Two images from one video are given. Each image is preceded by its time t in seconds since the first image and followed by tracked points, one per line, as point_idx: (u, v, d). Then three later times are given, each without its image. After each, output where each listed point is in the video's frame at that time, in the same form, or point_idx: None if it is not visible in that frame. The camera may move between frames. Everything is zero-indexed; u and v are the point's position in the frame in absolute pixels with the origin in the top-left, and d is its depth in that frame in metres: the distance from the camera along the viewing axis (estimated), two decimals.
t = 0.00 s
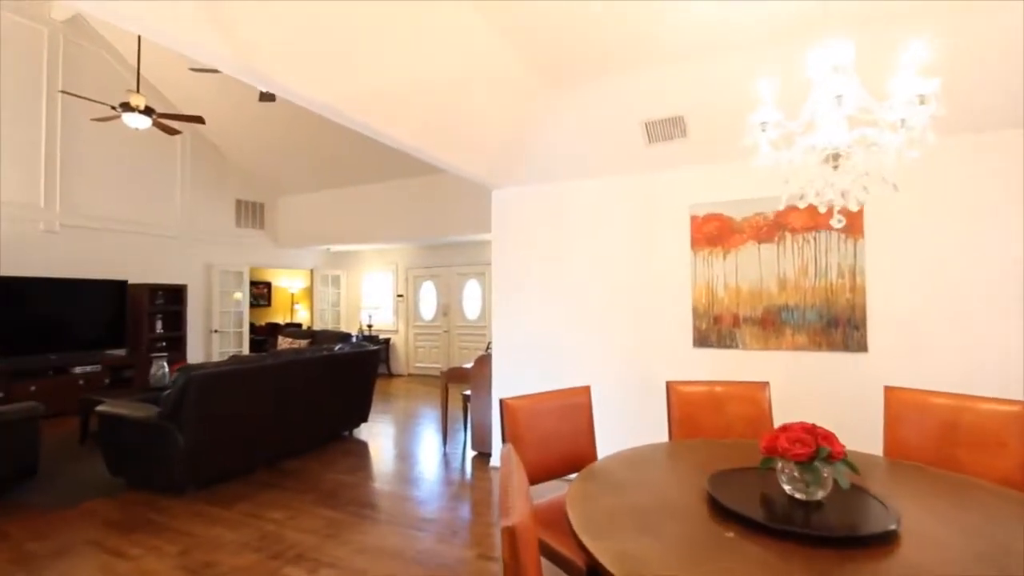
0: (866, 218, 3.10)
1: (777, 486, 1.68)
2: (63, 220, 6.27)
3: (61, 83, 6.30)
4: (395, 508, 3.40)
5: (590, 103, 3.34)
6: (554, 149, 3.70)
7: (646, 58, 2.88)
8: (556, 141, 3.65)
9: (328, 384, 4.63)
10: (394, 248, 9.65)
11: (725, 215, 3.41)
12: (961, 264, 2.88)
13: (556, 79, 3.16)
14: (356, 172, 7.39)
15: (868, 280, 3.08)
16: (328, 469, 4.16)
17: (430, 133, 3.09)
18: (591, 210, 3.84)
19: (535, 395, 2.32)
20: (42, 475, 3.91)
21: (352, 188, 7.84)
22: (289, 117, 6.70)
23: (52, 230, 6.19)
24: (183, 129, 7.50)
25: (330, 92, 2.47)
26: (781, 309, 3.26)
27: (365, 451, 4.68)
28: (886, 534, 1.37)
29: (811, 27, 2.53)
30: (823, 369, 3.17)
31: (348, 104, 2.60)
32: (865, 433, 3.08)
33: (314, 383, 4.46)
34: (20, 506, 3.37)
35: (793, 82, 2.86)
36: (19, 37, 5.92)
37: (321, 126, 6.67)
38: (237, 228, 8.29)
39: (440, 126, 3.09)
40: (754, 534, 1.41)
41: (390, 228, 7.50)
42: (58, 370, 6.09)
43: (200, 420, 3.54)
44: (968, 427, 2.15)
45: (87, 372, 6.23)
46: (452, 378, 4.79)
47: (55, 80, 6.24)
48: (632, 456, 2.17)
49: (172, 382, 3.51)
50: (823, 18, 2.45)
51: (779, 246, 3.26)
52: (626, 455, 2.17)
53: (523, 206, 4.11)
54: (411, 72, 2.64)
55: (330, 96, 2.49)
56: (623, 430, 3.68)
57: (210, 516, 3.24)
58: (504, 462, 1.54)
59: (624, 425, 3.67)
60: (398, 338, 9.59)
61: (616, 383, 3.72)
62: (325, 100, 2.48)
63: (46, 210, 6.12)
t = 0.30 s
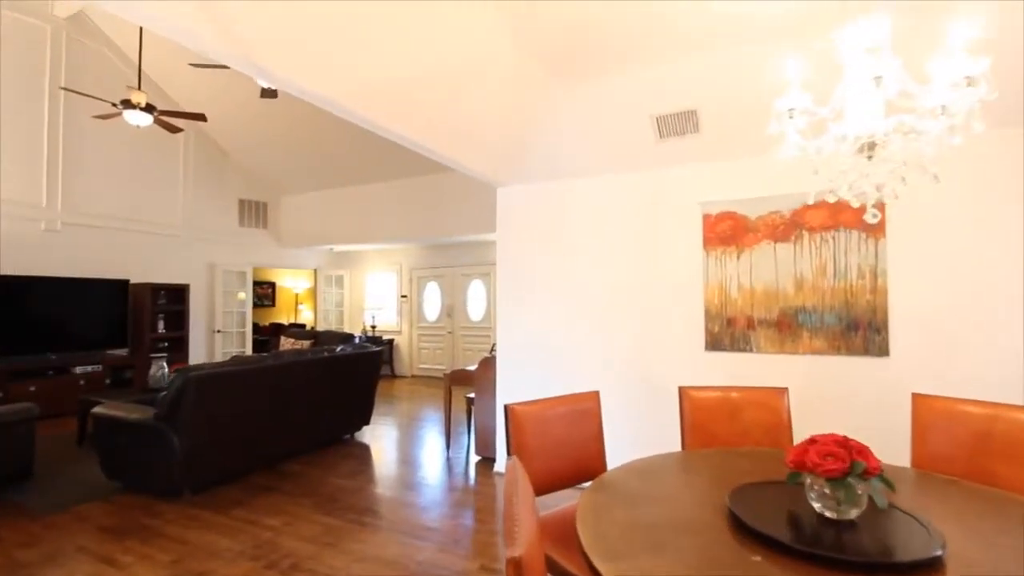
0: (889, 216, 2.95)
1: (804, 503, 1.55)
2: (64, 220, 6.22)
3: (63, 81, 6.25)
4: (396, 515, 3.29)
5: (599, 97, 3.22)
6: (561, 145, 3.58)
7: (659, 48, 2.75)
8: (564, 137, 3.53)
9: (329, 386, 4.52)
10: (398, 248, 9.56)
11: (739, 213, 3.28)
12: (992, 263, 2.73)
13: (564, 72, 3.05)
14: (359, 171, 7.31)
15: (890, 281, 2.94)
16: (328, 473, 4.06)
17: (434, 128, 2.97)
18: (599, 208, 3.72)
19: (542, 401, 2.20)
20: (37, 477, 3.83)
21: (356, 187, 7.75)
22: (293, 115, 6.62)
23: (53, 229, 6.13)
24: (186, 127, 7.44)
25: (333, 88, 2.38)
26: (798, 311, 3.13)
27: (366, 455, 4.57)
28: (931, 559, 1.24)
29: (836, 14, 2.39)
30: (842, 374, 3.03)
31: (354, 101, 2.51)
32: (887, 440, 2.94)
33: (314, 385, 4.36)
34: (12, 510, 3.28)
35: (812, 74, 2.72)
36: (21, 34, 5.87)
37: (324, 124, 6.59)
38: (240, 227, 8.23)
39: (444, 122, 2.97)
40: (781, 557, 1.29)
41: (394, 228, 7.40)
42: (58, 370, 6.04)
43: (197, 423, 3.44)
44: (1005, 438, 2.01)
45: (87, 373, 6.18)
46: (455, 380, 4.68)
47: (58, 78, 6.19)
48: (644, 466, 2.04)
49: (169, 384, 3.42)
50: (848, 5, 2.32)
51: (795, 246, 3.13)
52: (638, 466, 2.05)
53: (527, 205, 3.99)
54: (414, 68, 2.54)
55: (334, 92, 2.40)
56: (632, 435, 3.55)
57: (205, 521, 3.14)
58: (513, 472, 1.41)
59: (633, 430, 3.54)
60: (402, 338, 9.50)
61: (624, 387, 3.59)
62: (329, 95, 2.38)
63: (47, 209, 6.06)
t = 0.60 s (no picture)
0: (924, 212, 2.78)
1: (847, 522, 1.41)
2: (73, 218, 6.20)
3: (72, 77, 6.22)
4: (403, 521, 3.18)
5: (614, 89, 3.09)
6: (576, 139, 3.44)
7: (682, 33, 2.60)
8: (578, 131, 3.39)
9: (335, 387, 4.42)
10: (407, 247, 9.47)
11: (762, 210, 3.13)
12: None
13: (579, 63, 2.92)
14: (368, 169, 7.22)
15: (924, 280, 2.78)
16: (333, 475, 3.95)
17: (443, 120, 2.84)
18: (614, 204, 3.59)
19: (556, 406, 2.08)
20: (39, 478, 3.76)
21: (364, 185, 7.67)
22: (301, 113, 6.55)
23: (62, 227, 6.12)
24: (194, 125, 7.40)
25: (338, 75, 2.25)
26: (825, 312, 2.97)
27: (373, 457, 4.47)
28: None
29: None
30: (872, 379, 2.87)
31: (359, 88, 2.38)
32: (920, 448, 2.77)
33: (320, 385, 4.26)
34: (11, 513, 3.21)
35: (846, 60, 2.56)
36: (30, 30, 5.85)
37: (332, 121, 6.50)
38: (248, 226, 8.18)
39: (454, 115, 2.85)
40: None
41: (402, 226, 7.31)
42: (66, 369, 6.01)
43: (199, 424, 3.35)
44: None
45: (95, 371, 6.14)
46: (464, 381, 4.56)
47: (67, 75, 6.17)
48: (666, 477, 1.91)
49: (171, 383, 3.33)
50: None
51: (822, 243, 2.98)
52: (659, 477, 1.92)
53: (539, 201, 3.87)
54: (423, 57, 2.41)
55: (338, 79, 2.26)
56: (648, 440, 3.41)
57: (207, 526, 3.04)
58: (529, 483, 1.26)
59: (649, 435, 3.40)
60: (410, 338, 9.41)
61: (641, 390, 3.45)
62: (333, 83, 2.25)
63: (55, 207, 6.04)
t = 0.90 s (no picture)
0: (973, 209, 2.60)
1: (915, 554, 1.25)
2: (88, 216, 6.20)
3: (88, 75, 6.21)
4: (416, 529, 3.06)
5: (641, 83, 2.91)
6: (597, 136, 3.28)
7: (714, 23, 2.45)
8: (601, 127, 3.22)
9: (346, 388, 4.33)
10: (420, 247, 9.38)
11: (795, 207, 2.96)
12: None
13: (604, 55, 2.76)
14: (381, 167, 7.13)
15: (972, 282, 2.59)
16: (344, 479, 3.86)
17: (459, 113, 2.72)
18: (637, 202, 3.44)
19: (580, 414, 1.94)
20: (48, 478, 3.71)
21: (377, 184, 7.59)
22: (314, 110, 6.48)
23: (78, 225, 6.13)
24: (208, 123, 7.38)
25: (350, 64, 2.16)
26: (862, 315, 2.80)
27: (385, 460, 4.37)
28: None
29: None
30: (914, 388, 2.70)
31: (373, 81, 2.29)
32: (966, 462, 2.60)
33: (332, 387, 4.17)
34: (18, 514, 3.16)
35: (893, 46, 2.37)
36: (46, 29, 5.85)
37: (346, 119, 6.42)
38: (262, 224, 8.15)
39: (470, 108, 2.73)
40: None
41: (416, 225, 7.22)
42: (81, 366, 5.99)
43: (208, 426, 3.28)
44: None
45: (109, 369, 6.11)
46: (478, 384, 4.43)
47: (83, 72, 6.16)
48: (701, 495, 1.77)
49: (180, 384, 3.26)
50: None
51: (859, 242, 2.81)
52: (693, 494, 1.77)
53: (557, 198, 3.73)
54: (441, 47, 2.28)
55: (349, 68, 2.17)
56: (671, 448, 3.26)
57: (215, 532, 2.96)
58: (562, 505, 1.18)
59: (672, 443, 3.26)
60: (423, 338, 9.33)
61: (664, 396, 3.30)
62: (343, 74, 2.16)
63: (71, 205, 6.05)
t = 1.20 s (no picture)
0: None
1: None
2: (109, 216, 6.26)
3: (110, 76, 6.27)
4: (432, 538, 2.97)
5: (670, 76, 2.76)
6: (622, 131, 3.16)
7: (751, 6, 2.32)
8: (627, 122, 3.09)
9: (362, 389, 4.26)
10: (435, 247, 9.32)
11: (832, 205, 2.81)
12: None
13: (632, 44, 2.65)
14: (398, 166, 7.07)
15: None
16: (359, 483, 3.79)
17: (479, 107, 2.62)
18: (663, 200, 3.31)
19: (607, 424, 1.82)
20: (67, 478, 3.71)
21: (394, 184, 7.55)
22: (331, 109, 6.45)
23: (99, 225, 6.19)
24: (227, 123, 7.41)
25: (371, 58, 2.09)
26: (905, 320, 2.63)
27: (401, 464, 4.29)
28: None
29: None
30: (964, 399, 2.52)
31: (395, 78, 2.24)
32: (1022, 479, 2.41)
33: (348, 388, 4.10)
34: (36, 515, 3.14)
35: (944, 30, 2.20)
36: (70, 30, 5.92)
37: (362, 119, 6.38)
38: (279, 224, 8.17)
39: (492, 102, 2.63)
40: None
41: (432, 225, 7.16)
42: (101, 365, 6.02)
43: (223, 428, 3.23)
44: None
45: (128, 368, 6.13)
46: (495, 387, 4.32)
47: (105, 73, 6.22)
48: (741, 514, 1.64)
49: (195, 385, 3.22)
50: None
51: (903, 243, 2.64)
52: (733, 514, 1.64)
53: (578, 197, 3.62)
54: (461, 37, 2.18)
55: (370, 62, 2.11)
56: (698, 457, 3.13)
57: (229, 537, 2.90)
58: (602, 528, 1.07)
59: (698, 452, 3.12)
60: (438, 339, 9.27)
61: (690, 402, 3.16)
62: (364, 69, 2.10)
63: (92, 205, 6.11)
